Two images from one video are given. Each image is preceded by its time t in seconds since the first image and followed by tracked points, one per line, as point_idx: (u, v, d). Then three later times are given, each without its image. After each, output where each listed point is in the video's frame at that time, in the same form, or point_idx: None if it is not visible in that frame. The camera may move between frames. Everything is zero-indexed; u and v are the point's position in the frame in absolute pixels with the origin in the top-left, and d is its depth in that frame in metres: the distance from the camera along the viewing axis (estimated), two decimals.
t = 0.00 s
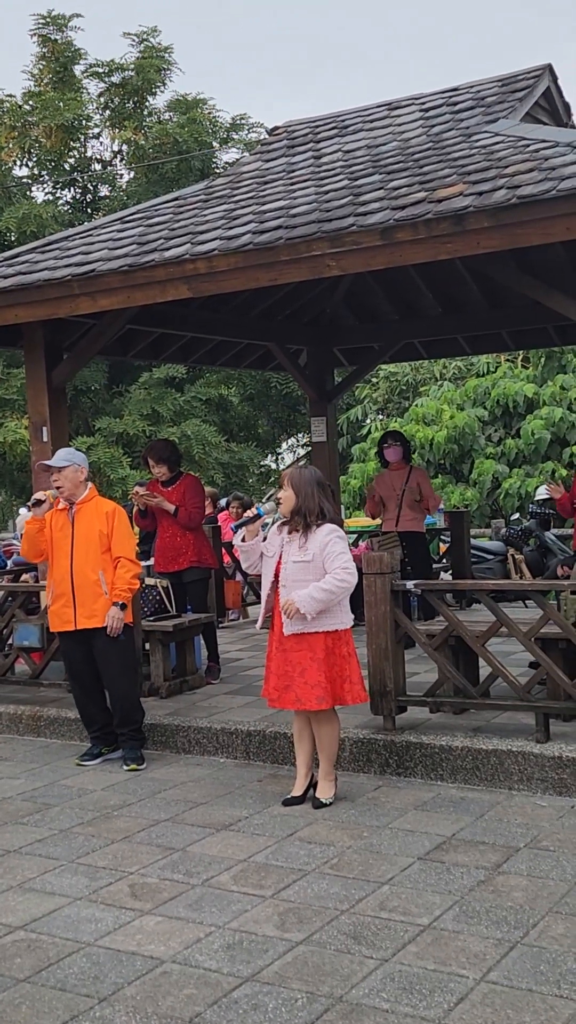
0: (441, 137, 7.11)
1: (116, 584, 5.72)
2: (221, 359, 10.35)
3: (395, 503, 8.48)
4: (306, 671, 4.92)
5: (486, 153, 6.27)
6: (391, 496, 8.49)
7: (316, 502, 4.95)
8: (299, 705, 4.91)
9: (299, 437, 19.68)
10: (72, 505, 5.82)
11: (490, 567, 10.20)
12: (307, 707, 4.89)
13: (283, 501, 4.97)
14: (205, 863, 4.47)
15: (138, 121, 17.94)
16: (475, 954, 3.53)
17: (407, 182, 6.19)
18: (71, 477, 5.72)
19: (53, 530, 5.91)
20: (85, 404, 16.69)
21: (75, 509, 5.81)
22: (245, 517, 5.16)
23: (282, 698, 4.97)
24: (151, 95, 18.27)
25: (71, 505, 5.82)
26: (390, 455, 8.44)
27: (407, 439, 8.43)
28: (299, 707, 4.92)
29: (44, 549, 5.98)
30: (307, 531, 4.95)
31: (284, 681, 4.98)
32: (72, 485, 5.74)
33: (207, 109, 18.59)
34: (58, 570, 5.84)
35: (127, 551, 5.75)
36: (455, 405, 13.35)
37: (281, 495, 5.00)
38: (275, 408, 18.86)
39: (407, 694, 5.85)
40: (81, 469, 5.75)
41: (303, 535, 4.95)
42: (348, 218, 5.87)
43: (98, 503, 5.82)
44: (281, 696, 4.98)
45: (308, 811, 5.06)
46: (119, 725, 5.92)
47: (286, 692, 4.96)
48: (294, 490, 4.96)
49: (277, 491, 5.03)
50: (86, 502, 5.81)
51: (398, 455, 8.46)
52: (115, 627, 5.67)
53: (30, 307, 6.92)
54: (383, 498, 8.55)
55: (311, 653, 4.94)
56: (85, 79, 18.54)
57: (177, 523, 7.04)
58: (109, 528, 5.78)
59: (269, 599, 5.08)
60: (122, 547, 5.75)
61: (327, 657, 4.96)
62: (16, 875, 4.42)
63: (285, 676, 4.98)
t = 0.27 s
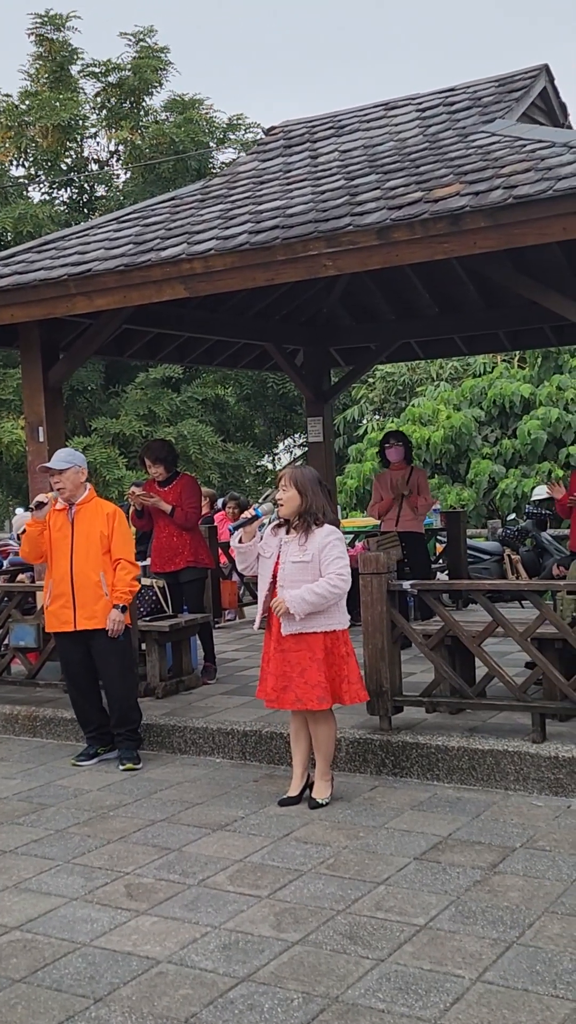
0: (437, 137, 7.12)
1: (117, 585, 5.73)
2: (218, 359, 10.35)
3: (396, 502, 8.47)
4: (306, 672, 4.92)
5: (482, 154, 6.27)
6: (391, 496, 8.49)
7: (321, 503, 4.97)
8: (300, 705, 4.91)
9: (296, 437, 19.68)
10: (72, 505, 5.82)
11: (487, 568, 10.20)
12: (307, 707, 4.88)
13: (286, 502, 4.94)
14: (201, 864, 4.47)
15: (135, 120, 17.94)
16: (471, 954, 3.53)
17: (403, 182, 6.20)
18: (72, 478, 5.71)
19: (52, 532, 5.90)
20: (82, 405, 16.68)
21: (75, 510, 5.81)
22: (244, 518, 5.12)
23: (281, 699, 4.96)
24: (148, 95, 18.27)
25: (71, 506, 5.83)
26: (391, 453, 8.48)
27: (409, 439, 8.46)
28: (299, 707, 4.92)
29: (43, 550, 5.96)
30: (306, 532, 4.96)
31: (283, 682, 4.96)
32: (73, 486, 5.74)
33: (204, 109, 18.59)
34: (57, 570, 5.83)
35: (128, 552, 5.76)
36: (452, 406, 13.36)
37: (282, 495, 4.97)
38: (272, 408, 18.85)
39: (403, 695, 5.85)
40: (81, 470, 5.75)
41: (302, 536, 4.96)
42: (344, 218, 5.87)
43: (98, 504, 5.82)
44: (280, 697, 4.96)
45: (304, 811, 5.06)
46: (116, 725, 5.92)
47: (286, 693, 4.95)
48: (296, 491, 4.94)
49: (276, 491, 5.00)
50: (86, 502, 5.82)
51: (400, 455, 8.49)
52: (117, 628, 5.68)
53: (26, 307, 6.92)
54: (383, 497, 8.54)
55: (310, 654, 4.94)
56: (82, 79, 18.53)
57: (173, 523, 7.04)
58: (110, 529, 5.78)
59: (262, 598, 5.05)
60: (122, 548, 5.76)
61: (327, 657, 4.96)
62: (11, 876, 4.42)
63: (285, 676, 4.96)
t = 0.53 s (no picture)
0: (436, 136, 7.11)
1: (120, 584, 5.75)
2: (216, 358, 10.34)
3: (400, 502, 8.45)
4: (304, 670, 4.91)
5: (480, 153, 6.27)
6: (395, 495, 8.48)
7: (315, 502, 4.96)
8: (298, 704, 4.90)
9: (294, 436, 19.67)
10: (75, 504, 5.82)
11: (485, 568, 10.20)
12: (306, 706, 4.88)
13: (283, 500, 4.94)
14: (199, 863, 4.46)
15: (133, 119, 17.93)
16: (469, 954, 3.53)
17: (402, 182, 6.20)
18: (76, 478, 5.71)
19: (53, 531, 5.89)
20: (80, 404, 16.67)
21: (77, 509, 5.81)
22: (241, 517, 5.15)
23: (280, 697, 4.95)
24: (146, 95, 18.27)
25: (74, 504, 5.82)
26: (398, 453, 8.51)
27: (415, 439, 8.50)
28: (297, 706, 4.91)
29: (45, 549, 5.93)
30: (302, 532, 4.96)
31: (282, 680, 4.95)
32: (76, 486, 5.74)
33: (202, 108, 18.59)
34: (60, 570, 5.82)
35: (130, 552, 5.79)
36: (450, 405, 13.36)
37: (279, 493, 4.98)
38: (270, 407, 18.84)
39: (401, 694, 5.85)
40: (85, 469, 5.75)
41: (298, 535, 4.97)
42: (343, 217, 5.87)
43: (100, 503, 5.83)
44: (278, 695, 4.95)
45: (302, 811, 5.05)
46: (115, 724, 5.92)
47: (284, 691, 4.94)
48: (292, 490, 4.94)
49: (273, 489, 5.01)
50: (89, 500, 5.82)
51: (406, 455, 8.51)
52: (123, 627, 5.73)
53: (25, 306, 6.92)
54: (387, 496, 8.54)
55: (309, 652, 4.92)
56: (81, 79, 18.53)
57: (172, 522, 7.04)
58: (113, 529, 5.79)
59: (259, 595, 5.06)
60: (126, 547, 5.78)
61: (325, 656, 4.95)
62: (9, 876, 4.41)
63: (283, 676, 4.95)
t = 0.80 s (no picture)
0: (438, 135, 7.11)
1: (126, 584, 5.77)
2: (218, 357, 10.34)
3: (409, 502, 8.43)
4: (307, 669, 4.90)
5: (482, 152, 6.27)
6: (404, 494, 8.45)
7: (322, 504, 4.97)
8: (301, 703, 4.90)
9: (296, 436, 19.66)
10: (81, 502, 5.81)
11: (486, 568, 10.19)
12: (308, 705, 4.88)
13: (289, 501, 4.93)
14: (199, 862, 4.46)
15: (135, 118, 17.92)
16: (469, 954, 3.52)
17: (403, 181, 6.19)
18: (82, 477, 5.72)
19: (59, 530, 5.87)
20: (81, 403, 16.67)
21: (83, 508, 5.81)
22: (247, 521, 5.06)
23: (282, 695, 4.95)
24: (148, 94, 18.27)
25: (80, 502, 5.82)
26: (408, 452, 8.49)
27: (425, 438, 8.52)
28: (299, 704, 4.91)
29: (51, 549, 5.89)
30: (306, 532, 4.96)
31: (284, 679, 4.94)
32: (82, 485, 5.74)
33: (204, 107, 18.59)
34: (65, 569, 5.81)
35: (136, 552, 5.80)
36: (451, 405, 13.36)
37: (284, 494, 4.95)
38: (271, 406, 18.83)
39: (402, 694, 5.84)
40: (90, 468, 5.77)
41: (301, 535, 4.97)
42: (345, 217, 5.87)
43: (106, 502, 5.82)
44: (281, 693, 4.95)
45: (303, 810, 5.05)
46: (117, 724, 5.91)
47: (286, 690, 4.94)
48: (299, 491, 4.93)
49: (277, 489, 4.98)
50: (95, 499, 5.82)
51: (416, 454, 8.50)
52: (129, 627, 5.74)
53: (26, 305, 6.92)
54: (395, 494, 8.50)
55: (312, 651, 4.92)
56: (82, 77, 18.52)
57: (174, 522, 7.04)
58: (119, 529, 5.80)
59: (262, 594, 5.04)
60: (132, 547, 5.79)
61: (328, 655, 4.96)
62: (9, 874, 4.41)
63: (285, 674, 4.95)
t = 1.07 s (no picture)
0: (443, 135, 7.11)
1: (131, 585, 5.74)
2: (222, 356, 10.34)
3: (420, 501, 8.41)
4: (324, 666, 4.91)
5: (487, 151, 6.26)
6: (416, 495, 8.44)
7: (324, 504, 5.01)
8: (318, 702, 4.89)
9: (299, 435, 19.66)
10: (88, 502, 5.81)
11: (490, 567, 10.19)
12: (327, 703, 4.88)
13: (298, 499, 4.93)
14: (203, 861, 4.46)
15: (139, 117, 17.92)
16: (474, 953, 3.52)
17: (408, 180, 6.18)
18: (89, 477, 5.70)
19: (66, 531, 5.88)
20: (85, 402, 16.69)
21: (90, 508, 5.81)
22: (261, 525, 4.92)
23: (299, 695, 4.91)
24: (152, 93, 18.27)
25: (86, 502, 5.82)
26: (421, 452, 8.48)
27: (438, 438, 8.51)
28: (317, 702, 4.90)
29: (58, 549, 5.88)
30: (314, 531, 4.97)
31: (301, 678, 4.91)
32: (89, 485, 5.73)
33: (208, 106, 18.58)
34: (71, 570, 5.82)
35: (142, 552, 5.78)
36: (455, 405, 13.36)
37: (292, 493, 4.94)
38: (275, 406, 18.83)
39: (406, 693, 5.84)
40: (98, 468, 5.75)
41: (310, 535, 4.96)
42: (349, 216, 5.86)
43: (113, 502, 5.82)
44: (298, 694, 4.92)
45: (307, 809, 5.05)
46: (121, 722, 5.91)
47: (303, 689, 4.91)
48: (307, 489, 4.95)
49: (282, 489, 4.96)
50: (102, 499, 5.81)
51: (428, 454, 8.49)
52: (134, 627, 5.71)
53: (31, 303, 6.92)
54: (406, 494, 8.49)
55: (327, 648, 4.93)
56: (86, 77, 18.53)
57: (178, 521, 7.04)
58: (125, 529, 5.79)
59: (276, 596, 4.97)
60: (138, 547, 5.77)
61: (342, 652, 4.97)
62: (14, 872, 4.42)
63: (301, 672, 4.92)
